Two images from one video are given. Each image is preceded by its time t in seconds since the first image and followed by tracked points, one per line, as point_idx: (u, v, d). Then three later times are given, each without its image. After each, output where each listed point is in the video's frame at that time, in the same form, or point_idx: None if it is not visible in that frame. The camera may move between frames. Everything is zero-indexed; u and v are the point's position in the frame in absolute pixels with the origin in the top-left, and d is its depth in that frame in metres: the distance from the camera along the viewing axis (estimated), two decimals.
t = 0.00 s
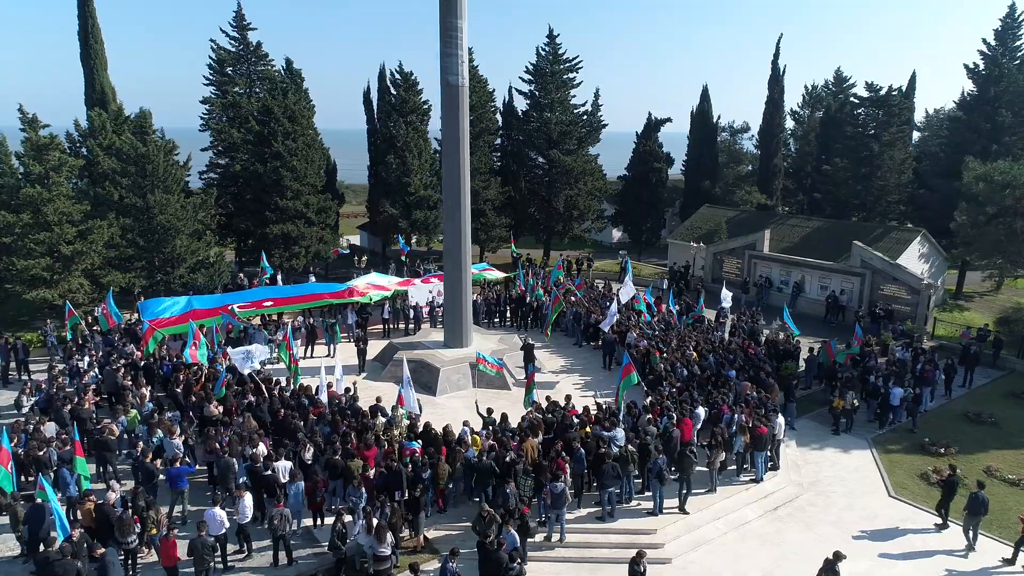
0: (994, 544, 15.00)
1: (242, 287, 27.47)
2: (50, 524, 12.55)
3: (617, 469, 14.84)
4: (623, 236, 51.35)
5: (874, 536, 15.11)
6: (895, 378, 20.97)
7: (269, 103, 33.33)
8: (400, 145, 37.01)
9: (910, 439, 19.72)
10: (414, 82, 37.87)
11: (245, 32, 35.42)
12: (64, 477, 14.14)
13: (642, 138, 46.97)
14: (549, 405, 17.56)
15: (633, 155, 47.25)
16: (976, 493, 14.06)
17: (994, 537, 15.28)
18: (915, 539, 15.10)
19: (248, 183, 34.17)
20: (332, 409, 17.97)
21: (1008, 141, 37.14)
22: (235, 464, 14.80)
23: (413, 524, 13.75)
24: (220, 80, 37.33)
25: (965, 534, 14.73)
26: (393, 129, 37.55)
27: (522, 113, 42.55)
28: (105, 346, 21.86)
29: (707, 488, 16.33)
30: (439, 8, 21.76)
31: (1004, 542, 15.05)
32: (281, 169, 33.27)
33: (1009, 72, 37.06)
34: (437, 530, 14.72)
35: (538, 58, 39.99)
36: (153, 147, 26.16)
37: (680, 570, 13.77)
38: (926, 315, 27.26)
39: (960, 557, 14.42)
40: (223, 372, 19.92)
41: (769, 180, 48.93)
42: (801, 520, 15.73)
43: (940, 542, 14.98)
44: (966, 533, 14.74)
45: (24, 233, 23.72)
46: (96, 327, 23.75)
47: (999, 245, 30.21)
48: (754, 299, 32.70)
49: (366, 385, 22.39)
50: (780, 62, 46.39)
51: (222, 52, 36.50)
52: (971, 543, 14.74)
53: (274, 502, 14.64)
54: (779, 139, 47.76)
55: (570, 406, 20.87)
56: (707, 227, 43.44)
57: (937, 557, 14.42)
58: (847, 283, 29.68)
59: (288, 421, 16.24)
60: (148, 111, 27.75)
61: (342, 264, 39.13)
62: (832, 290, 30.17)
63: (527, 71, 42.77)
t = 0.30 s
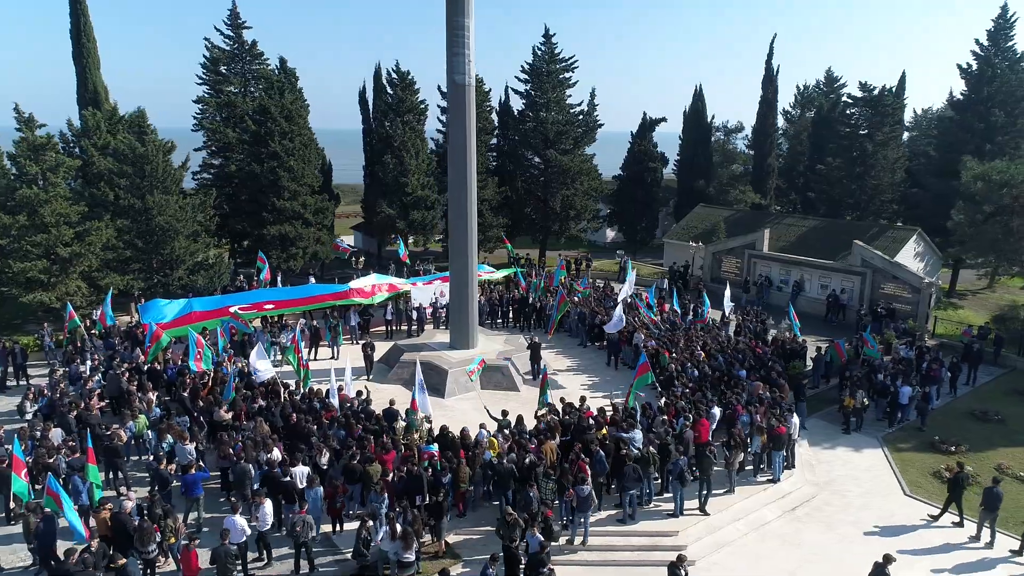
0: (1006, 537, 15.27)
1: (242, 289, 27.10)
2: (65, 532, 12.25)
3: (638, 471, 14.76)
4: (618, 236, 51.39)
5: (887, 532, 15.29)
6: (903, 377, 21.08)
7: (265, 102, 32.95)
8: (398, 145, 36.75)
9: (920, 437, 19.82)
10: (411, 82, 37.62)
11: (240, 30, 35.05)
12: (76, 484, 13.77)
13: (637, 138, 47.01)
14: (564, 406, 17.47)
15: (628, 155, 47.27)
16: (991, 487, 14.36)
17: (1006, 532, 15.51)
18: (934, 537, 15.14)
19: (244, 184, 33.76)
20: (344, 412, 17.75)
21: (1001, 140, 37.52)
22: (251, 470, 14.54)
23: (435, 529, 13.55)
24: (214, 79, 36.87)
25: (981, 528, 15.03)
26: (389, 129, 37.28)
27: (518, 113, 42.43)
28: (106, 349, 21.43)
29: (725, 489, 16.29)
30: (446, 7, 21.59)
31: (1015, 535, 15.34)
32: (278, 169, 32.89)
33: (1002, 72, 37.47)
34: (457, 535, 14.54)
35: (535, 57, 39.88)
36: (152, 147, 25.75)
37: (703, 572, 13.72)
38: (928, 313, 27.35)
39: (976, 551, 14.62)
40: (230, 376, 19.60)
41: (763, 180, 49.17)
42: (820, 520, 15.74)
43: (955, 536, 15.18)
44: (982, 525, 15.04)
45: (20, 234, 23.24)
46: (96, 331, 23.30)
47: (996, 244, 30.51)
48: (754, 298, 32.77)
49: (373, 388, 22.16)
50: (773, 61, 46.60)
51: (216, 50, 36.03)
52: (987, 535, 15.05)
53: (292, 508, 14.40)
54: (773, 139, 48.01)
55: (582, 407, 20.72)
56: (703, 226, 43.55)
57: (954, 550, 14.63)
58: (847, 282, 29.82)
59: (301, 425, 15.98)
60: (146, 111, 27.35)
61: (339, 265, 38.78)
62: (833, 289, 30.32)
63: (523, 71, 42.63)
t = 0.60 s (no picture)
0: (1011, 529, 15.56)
1: (239, 290, 26.69)
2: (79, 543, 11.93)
3: (657, 472, 14.71)
4: (610, 235, 51.42)
5: (893, 527, 15.46)
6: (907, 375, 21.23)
7: (259, 101, 32.48)
8: (392, 144, 36.43)
9: (926, 434, 19.96)
10: (405, 81, 37.33)
11: (231, 28, 34.60)
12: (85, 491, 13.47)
13: (629, 137, 47.08)
14: (576, 408, 17.34)
15: (620, 155, 47.29)
16: (998, 481, 14.65)
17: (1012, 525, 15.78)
18: (949, 535, 15.22)
19: (237, 184, 33.29)
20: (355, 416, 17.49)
21: (990, 140, 37.99)
22: (265, 476, 14.27)
23: (456, 534, 13.39)
24: (206, 77, 36.36)
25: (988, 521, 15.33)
26: (384, 128, 36.99)
27: (512, 112, 42.32)
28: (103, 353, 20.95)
29: (741, 489, 16.28)
30: (451, 5, 21.41)
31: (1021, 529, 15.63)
32: (273, 169, 32.45)
33: (990, 72, 37.97)
34: (476, 539, 14.38)
35: (529, 56, 39.78)
36: (147, 148, 25.18)
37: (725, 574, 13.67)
38: (925, 311, 27.64)
39: (986, 545, 14.85)
40: (233, 380, 19.25)
41: (753, 179, 49.45)
42: (835, 519, 15.76)
43: (963, 531, 15.40)
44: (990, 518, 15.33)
45: (13, 236, 22.75)
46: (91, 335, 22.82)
47: (988, 242, 30.87)
48: (751, 297, 32.88)
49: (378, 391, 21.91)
50: (764, 61, 46.83)
51: (207, 49, 35.53)
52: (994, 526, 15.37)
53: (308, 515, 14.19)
54: (764, 138, 48.31)
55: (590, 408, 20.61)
56: (696, 226, 43.68)
57: (963, 543, 14.88)
58: (844, 281, 30.02)
59: (312, 430, 15.73)
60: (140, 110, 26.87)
61: (332, 266, 38.39)
62: (830, 288, 30.50)
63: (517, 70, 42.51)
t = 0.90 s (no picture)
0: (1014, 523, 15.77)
1: (234, 293, 26.26)
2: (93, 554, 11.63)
3: (674, 473, 14.63)
4: (600, 235, 51.42)
5: (898, 522, 15.59)
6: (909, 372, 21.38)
7: (250, 100, 32.06)
8: (385, 144, 36.14)
9: (930, 431, 20.10)
10: (397, 80, 37.07)
11: (221, 26, 34.17)
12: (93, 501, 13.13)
13: (620, 137, 47.12)
14: (587, 409, 17.24)
15: (611, 154, 47.31)
16: (1001, 474, 14.90)
17: (1015, 519, 15.99)
18: (962, 531, 15.30)
19: (228, 184, 32.80)
20: (363, 420, 17.22)
21: (977, 139, 38.52)
22: (278, 482, 13.99)
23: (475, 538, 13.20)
24: (194, 76, 35.83)
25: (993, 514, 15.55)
26: (376, 128, 36.67)
27: (504, 112, 42.20)
28: (99, 357, 20.51)
29: (754, 488, 16.29)
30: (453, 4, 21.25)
31: None
32: (265, 169, 32.03)
33: (977, 73, 38.56)
34: (494, 543, 14.21)
35: (521, 56, 39.67)
36: (139, 148, 24.74)
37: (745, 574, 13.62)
38: (920, 308, 27.91)
39: (993, 539, 15.03)
40: (235, 384, 18.89)
41: (742, 178, 49.74)
42: (849, 517, 15.79)
43: (969, 525, 15.57)
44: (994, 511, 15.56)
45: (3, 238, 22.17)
46: (85, 339, 22.34)
47: (979, 239, 31.27)
48: (746, 295, 33.01)
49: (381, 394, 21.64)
50: (752, 61, 47.12)
51: (195, 47, 35.01)
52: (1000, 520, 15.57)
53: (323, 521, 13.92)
54: (752, 138, 48.62)
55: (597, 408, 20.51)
56: (687, 225, 43.79)
57: (970, 537, 15.06)
58: (839, 279, 30.22)
59: (323, 434, 15.47)
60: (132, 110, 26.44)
61: (324, 267, 37.99)
62: (824, 286, 30.69)
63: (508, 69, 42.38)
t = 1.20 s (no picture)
0: (1017, 516, 16.03)
1: (228, 295, 25.83)
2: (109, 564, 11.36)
3: (690, 473, 14.58)
4: (590, 234, 51.46)
5: (905, 517, 15.79)
6: (910, 369, 21.56)
7: (241, 99, 31.62)
8: (376, 143, 35.82)
9: (932, 428, 20.29)
10: (389, 79, 36.79)
11: (209, 24, 33.79)
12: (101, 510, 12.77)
13: (609, 136, 47.19)
14: (598, 410, 17.16)
15: (601, 154, 47.34)
16: (1004, 467, 15.17)
17: (1018, 511, 16.26)
18: (974, 528, 15.41)
19: (219, 184, 32.29)
20: (372, 423, 16.99)
21: (963, 138, 39.02)
22: (292, 488, 13.73)
23: (494, 542, 13.04)
24: (183, 74, 35.33)
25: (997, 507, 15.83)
26: (367, 127, 36.37)
27: (495, 111, 42.07)
28: (96, 362, 20.08)
29: (766, 487, 16.33)
30: (455, 3, 21.07)
31: None
32: (257, 169, 31.58)
33: (962, 72, 39.07)
34: (512, 547, 14.06)
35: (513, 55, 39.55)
36: (132, 147, 24.24)
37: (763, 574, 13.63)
38: (913, 306, 28.20)
39: (998, 532, 15.28)
40: (238, 388, 18.56)
41: (730, 177, 50.04)
42: (860, 515, 15.87)
43: (975, 519, 15.77)
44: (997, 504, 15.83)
45: None
46: (78, 344, 21.89)
47: (968, 237, 31.66)
48: (740, 294, 33.19)
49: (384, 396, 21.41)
50: (740, 61, 47.43)
51: (183, 45, 34.53)
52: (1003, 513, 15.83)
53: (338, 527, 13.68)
54: (740, 137, 48.95)
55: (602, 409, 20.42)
56: (677, 224, 43.95)
57: (976, 530, 15.30)
58: (833, 278, 30.44)
59: (333, 439, 15.23)
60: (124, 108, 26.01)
61: (316, 268, 37.60)
62: (818, 285, 30.90)
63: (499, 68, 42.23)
